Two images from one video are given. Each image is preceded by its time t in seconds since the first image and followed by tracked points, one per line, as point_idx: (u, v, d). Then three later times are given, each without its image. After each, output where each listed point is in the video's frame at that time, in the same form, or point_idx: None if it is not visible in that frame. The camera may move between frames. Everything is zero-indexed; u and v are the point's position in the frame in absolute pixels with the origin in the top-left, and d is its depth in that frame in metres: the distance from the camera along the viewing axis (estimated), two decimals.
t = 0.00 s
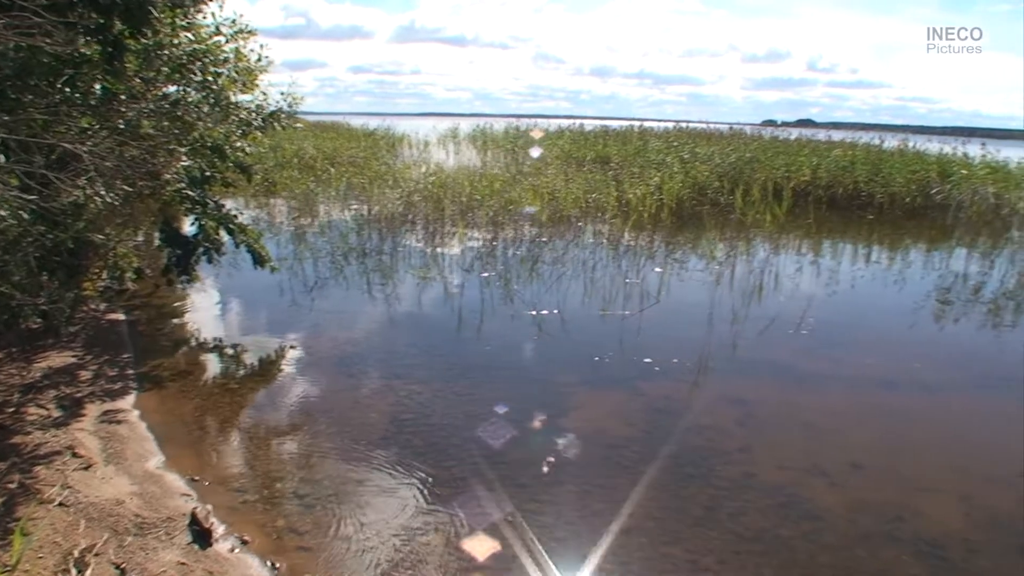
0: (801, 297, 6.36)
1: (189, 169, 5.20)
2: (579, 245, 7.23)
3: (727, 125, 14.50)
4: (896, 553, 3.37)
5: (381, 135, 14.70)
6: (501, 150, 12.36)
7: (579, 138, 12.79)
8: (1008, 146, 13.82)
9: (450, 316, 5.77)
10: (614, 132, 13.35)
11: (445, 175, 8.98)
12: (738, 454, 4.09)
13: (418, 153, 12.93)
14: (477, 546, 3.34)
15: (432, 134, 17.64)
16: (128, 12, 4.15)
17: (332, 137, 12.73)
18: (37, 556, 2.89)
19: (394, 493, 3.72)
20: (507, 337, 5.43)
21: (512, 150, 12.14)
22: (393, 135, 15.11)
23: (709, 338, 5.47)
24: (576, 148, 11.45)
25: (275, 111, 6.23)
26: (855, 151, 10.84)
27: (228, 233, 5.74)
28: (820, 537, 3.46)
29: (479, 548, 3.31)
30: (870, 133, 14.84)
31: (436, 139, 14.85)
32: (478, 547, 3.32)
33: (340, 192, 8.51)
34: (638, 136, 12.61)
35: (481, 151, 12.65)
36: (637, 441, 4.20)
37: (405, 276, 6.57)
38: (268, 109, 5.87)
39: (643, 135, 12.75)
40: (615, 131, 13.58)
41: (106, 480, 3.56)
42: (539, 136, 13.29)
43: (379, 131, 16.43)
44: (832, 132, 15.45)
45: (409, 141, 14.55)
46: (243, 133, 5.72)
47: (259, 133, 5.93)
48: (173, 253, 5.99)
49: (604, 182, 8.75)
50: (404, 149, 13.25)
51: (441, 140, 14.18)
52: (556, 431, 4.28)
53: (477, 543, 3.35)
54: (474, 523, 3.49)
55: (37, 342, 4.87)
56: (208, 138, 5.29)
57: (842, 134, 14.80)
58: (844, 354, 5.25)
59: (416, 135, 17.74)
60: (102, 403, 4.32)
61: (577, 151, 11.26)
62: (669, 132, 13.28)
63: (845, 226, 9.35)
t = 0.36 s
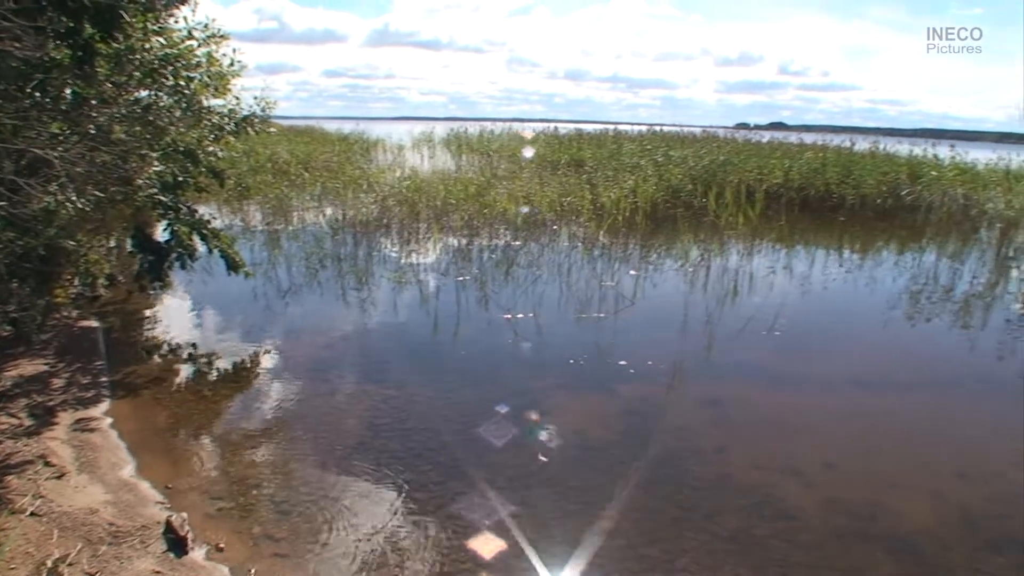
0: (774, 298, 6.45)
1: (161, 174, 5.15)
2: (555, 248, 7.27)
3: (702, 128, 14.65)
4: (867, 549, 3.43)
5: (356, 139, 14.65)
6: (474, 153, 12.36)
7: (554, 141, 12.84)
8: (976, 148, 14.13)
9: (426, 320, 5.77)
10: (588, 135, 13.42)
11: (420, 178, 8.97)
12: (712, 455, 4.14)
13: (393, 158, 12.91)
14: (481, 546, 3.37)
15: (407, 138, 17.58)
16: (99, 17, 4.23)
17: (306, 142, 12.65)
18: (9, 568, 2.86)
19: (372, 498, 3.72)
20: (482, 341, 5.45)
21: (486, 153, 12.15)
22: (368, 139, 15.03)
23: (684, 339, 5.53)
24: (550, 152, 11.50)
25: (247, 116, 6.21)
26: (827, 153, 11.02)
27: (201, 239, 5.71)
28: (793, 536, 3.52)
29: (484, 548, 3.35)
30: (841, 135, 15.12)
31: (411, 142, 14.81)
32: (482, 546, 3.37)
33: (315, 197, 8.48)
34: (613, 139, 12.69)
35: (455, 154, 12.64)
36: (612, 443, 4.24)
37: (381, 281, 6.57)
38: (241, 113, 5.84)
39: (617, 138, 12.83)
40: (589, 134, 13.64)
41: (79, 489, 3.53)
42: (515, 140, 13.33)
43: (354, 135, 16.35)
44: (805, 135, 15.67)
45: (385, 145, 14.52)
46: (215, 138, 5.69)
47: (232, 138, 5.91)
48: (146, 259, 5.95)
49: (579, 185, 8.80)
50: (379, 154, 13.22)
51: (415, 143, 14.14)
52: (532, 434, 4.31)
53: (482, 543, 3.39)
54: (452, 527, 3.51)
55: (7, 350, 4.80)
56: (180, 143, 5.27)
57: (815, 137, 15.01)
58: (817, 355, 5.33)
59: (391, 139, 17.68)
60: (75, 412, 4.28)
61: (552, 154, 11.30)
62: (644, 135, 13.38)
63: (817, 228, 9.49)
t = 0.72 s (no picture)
0: (748, 298, 6.54)
1: (134, 177, 5.12)
2: (531, 250, 7.32)
3: (677, 129, 14.80)
4: (841, 545, 3.51)
5: (331, 141, 14.58)
6: (450, 155, 12.36)
7: (530, 143, 12.89)
8: (946, 149, 14.46)
9: (404, 322, 5.78)
10: (564, 137, 13.48)
11: (397, 180, 8.95)
12: (689, 454, 4.20)
13: (368, 160, 12.87)
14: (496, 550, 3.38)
15: (382, 139, 17.52)
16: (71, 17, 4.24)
17: (281, 143, 12.56)
18: None
19: (350, 501, 3.73)
20: (460, 343, 5.46)
21: (462, 155, 12.16)
22: (343, 140, 14.95)
23: (660, 340, 5.60)
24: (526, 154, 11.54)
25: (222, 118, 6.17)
26: (800, 154, 11.20)
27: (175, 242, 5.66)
28: (769, 533, 3.58)
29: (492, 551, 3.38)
30: (814, 137, 15.38)
31: (386, 144, 14.76)
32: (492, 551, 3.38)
33: (290, 199, 8.43)
34: (589, 141, 12.77)
35: (431, 156, 12.63)
36: (590, 444, 4.28)
37: (357, 283, 6.55)
38: (215, 115, 5.78)
39: (593, 140, 12.92)
40: (565, 136, 13.70)
41: (53, 495, 3.49)
42: (491, 142, 13.36)
43: (329, 136, 16.26)
44: (779, 136, 15.89)
45: (360, 147, 14.47)
46: (189, 141, 5.63)
47: (206, 140, 5.85)
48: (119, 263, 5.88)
49: (555, 187, 8.86)
50: (354, 155, 13.17)
51: (391, 145, 14.10)
52: (510, 435, 4.34)
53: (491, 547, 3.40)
54: (430, 528, 3.53)
55: None
56: (154, 144, 5.21)
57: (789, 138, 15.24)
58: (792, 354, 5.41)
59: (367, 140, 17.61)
60: (48, 418, 4.22)
61: (530, 156, 11.35)
62: (620, 137, 13.49)
63: (790, 228, 9.65)
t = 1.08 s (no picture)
0: (722, 293, 6.61)
1: (104, 175, 5.08)
2: (506, 246, 7.34)
3: (652, 125, 14.90)
4: (814, 537, 3.57)
5: (304, 139, 14.47)
6: (424, 152, 12.32)
7: (504, 140, 12.89)
8: (916, 144, 14.76)
9: (379, 320, 5.76)
10: (539, 134, 13.50)
11: (371, 178, 8.90)
12: (665, 448, 4.25)
13: (341, 157, 12.79)
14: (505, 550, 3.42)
15: (355, 137, 17.37)
16: (39, 16, 4.12)
17: (253, 141, 12.43)
18: None
19: (327, 500, 3.72)
20: (435, 340, 5.46)
21: (435, 152, 12.12)
22: (316, 138, 14.82)
23: (635, 336, 5.63)
24: (500, 151, 11.53)
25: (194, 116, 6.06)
26: (772, 150, 11.33)
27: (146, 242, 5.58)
28: (743, 525, 3.64)
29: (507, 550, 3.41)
30: (786, 133, 15.56)
31: (359, 141, 14.66)
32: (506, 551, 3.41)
33: (263, 197, 8.36)
34: (563, 137, 12.80)
35: (405, 153, 12.57)
36: (566, 440, 4.31)
37: (332, 281, 6.52)
38: (187, 113, 5.69)
39: (567, 136, 12.95)
40: (539, 132, 13.71)
41: (24, 499, 3.44)
42: (465, 139, 13.34)
43: (302, 134, 16.12)
44: (752, 132, 16.07)
45: (334, 144, 14.39)
46: (161, 139, 5.53)
47: (177, 138, 5.74)
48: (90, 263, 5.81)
49: (530, 184, 8.89)
50: (327, 153, 13.07)
51: (364, 143, 14.01)
52: (487, 432, 4.36)
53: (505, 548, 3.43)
54: (408, 526, 3.53)
55: None
56: (124, 143, 5.16)
57: (762, 134, 15.43)
58: (765, 349, 5.48)
59: (340, 137, 17.49)
60: (18, 421, 4.16)
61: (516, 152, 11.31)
62: (595, 133, 13.55)
63: (763, 223, 9.78)
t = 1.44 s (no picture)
0: (697, 291, 6.64)
1: (73, 179, 5.08)
2: (481, 246, 7.35)
3: (629, 124, 14.98)
4: (791, 531, 3.59)
5: (278, 141, 14.37)
6: (398, 152, 12.28)
7: (479, 140, 12.90)
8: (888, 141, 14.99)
9: (355, 322, 5.74)
10: (514, 134, 13.51)
11: (345, 179, 8.86)
12: (642, 446, 4.26)
13: (315, 159, 12.73)
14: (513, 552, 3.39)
15: (330, 138, 17.27)
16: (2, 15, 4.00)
17: (225, 144, 12.32)
18: None
19: (304, 504, 3.69)
20: (411, 341, 5.44)
21: (410, 152, 12.10)
22: (290, 140, 14.72)
23: (612, 334, 5.64)
24: (473, 151, 11.52)
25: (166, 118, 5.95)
26: (746, 147, 11.42)
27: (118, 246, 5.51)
28: (721, 521, 3.65)
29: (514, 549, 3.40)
30: (759, 130, 15.74)
31: (333, 143, 14.59)
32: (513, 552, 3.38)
33: (237, 200, 8.30)
34: (537, 137, 12.83)
35: (378, 154, 12.53)
36: (544, 439, 4.31)
37: (307, 284, 6.48)
38: (158, 115, 5.60)
39: (541, 136, 12.99)
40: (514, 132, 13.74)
41: None
42: (439, 139, 13.33)
43: (276, 136, 16.02)
44: (727, 130, 16.23)
45: (307, 148, 14.33)
46: (131, 142, 5.45)
47: (148, 141, 5.65)
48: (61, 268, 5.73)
49: (504, 183, 8.90)
50: (302, 155, 13.01)
51: (339, 144, 13.95)
52: (464, 432, 4.34)
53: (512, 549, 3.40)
54: (385, 528, 3.51)
55: None
56: (95, 147, 5.08)
57: (738, 132, 15.58)
58: (740, 345, 5.51)
59: (315, 139, 17.39)
60: None
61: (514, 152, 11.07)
62: (571, 132, 13.59)
63: (737, 221, 9.87)
